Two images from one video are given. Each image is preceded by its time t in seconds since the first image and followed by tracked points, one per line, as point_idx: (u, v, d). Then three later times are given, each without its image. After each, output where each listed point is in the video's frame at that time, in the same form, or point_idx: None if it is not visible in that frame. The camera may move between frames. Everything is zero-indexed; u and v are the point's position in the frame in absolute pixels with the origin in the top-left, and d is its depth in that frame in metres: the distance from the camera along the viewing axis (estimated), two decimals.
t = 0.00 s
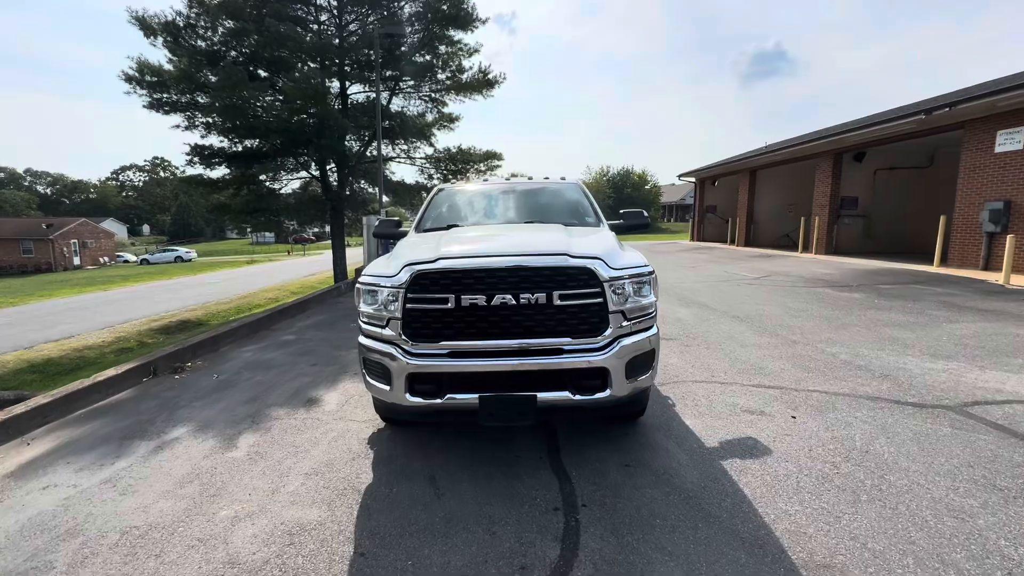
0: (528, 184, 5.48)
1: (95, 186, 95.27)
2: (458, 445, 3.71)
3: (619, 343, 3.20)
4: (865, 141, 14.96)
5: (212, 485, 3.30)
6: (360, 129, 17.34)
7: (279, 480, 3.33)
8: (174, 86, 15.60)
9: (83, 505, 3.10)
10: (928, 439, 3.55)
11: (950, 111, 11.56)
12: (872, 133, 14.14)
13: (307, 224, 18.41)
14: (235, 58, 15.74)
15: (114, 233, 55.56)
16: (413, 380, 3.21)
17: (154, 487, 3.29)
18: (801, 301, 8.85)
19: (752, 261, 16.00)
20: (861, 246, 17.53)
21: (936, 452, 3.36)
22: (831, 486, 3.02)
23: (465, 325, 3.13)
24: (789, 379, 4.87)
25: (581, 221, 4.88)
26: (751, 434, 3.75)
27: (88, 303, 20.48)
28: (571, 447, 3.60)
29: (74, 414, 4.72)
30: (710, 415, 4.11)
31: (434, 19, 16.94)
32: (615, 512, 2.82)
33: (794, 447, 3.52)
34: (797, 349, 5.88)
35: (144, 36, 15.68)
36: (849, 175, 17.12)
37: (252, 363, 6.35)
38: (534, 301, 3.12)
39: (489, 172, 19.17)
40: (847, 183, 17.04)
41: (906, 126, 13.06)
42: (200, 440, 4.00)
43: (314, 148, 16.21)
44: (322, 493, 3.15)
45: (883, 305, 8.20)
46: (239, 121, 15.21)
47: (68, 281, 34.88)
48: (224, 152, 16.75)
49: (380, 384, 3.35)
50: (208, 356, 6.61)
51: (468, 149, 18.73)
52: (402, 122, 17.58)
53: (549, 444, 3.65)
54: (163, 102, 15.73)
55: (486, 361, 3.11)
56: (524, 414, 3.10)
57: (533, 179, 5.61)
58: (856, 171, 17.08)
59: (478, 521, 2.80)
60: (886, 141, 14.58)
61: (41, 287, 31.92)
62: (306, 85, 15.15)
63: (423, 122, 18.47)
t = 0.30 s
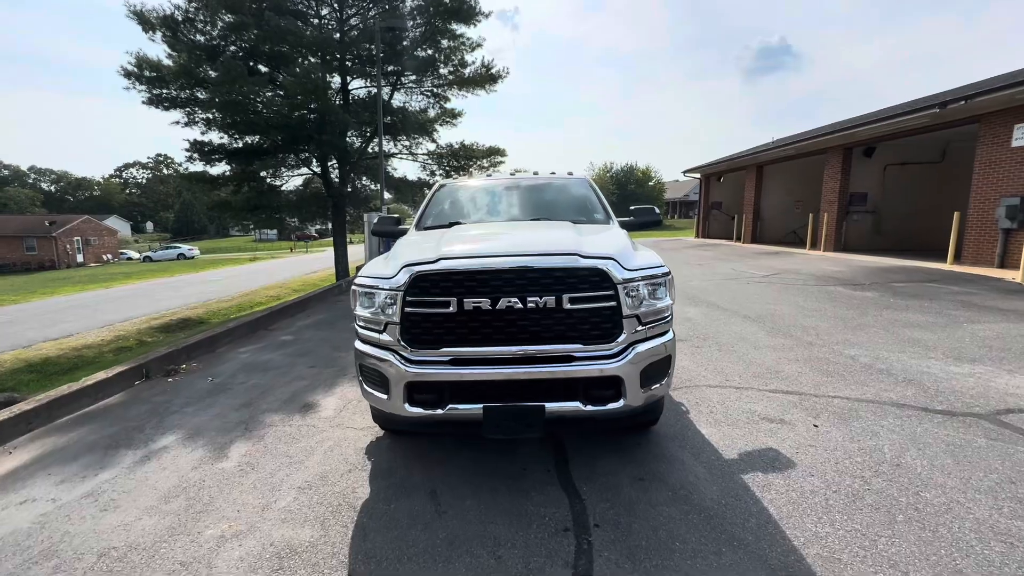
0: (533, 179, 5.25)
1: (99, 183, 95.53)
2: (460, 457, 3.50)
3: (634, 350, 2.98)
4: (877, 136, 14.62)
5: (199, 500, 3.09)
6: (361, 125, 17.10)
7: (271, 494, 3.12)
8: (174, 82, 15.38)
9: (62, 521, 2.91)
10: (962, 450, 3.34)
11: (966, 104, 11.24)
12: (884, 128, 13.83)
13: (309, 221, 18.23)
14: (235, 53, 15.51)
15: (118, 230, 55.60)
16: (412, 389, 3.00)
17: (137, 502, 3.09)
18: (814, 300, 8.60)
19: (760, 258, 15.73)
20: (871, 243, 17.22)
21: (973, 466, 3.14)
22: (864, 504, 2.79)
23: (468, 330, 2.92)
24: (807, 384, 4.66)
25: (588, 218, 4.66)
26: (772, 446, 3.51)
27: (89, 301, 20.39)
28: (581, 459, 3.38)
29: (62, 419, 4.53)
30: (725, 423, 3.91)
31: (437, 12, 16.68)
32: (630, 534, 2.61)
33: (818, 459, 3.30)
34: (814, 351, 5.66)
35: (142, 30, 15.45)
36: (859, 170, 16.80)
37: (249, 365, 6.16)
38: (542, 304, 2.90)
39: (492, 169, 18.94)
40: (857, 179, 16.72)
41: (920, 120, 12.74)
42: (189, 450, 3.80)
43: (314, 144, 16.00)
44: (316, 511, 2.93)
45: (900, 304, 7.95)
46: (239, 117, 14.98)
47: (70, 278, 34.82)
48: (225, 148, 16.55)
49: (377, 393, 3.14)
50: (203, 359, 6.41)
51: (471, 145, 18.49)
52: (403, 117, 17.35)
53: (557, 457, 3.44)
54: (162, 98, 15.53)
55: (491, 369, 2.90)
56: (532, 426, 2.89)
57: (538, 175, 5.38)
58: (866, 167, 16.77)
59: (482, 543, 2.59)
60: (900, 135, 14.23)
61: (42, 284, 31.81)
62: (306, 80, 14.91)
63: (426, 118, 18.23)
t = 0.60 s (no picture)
0: (535, 173, 5.04)
1: (100, 180, 95.41)
2: (458, 466, 3.31)
3: (644, 354, 2.79)
4: (886, 130, 14.36)
5: (181, 514, 2.90)
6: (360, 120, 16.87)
7: (258, 508, 2.93)
8: (170, 76, 15.15)
9: (33, 538, 2.73)
10: (992, 459, 3.15)
11: (978, 97, 10.97)
12: (893, 122, 13.56)
13: (308, 217, 18.03)
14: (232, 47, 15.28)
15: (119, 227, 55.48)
16: (407, 396, 2.80)
17: (114, 516, 2.90)
18: (823, 298, 8.38)
19: (765, 255, 15.49)
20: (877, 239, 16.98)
21: (1007, 478, 2.94)
22: (892, 521, 2.60)
23: (467, 333, 2.72)
24: (822, 387, 4.47)
25: (594, 213, 4.46)
26: (790, 455, 3.31)
27: (87, 298, 20.23)
28: (587, 469, 3.19)
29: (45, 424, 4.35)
30: (739, 429, 3.71)
31: (437, 5, 16.39)
32: (641, 554, 2.41)
33: (840, 470, 3.11)
34: (827, 351, 5.45)
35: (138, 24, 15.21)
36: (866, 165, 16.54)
37: (243, 366, 5.97)
38: (546, 306, 2.70)
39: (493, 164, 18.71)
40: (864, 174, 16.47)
41: (929, 114, 12.49)
42: (174, 457, 3.62)
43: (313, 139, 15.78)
44: (305, 527, 2.74)
45: (912, 302, 7.73)
46: (237, 112, 14.76)
47: (69, 275, 34.63)
48: (223, 144, 16.34)
49: (370, 399, 2.94)
50: (196, 359, 6.22)
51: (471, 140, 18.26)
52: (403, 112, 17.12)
53: (561, 467, 3.24)
54: (159, 93, 15.30)
55: (491, 375, 2.70)
56: (536, 436, 2.69)
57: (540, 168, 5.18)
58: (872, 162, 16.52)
59: (481, 563, 2.40)
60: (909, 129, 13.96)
61: (40, 282, 31.63)
62: (304, 74, 14.67)
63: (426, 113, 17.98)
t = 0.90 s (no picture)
0: (535, 166, 4.80)
1: (97, 176, 94.94)
2: (451, 481, 3.08)
3: (653, 362, 2.56)
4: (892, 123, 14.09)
5: (150, 535, 2.67)
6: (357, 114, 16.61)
7: (234, 528, 2.70)
8: (163, 69, 14.84)
9: None
10: None
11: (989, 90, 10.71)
12: (901, 115, 13.29)
13: (305, 213, 17.77)
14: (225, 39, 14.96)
15: (115, 223, 54.96)
16: (395, 408, 2.57)
17: (77, 538, 2.67)
18: (831, 295, 8.15)
19: (768, 251, 15.24)
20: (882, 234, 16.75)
21: None
22: (924, 545, 2.37)
23: (460, 340, 2.49)
24: (837, 391, 4.24)
25: (596, 208, 4.21)
26: (806, 467, 3.09)
27: (82, 295, 19.97)
28: (590, 484, 2.97)
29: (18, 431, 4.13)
30: (752, 438, 3.48)
31: None
32: None
33: (862, 484, 2.89)
34: (840, 353, 5.22)
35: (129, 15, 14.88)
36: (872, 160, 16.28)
37: (230, 368, 5.73)
38: (546, 310, 2.47)
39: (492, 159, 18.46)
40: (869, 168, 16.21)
41: (938, 107, 12.22)
42: (149, 470, 3.38)
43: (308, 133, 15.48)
44: (283, 551, 2.51)
45: (924, 300, 7.50)
46: (231, 105, 14.46)
47: (64, 272, 34.27)
48: (217, 138, 16.05)
49: (354, 411, 2.71)
50: (182, 362, 5.98)
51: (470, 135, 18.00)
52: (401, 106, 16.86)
53: (562, 482, 3.01)
54: (152, 86, 14.98)
55: (485, 385, 2.47)
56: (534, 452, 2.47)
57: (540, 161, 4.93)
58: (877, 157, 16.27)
59: None
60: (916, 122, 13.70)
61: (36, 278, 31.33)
62: (299, 66, 14.37)
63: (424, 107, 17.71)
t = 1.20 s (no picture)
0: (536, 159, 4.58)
1: (95, 172, 94.38)
2: (448, 496, 2.88)
3: (667, 371, 2.35)
4: (897, 117, 13.87)
5: (121, 559, 2.47)
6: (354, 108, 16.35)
7: (212, 550, 2.50)
8: (155, 63, 14.53)
9: None
10: None
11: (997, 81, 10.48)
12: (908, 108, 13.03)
13: (302, 209, 17.51)
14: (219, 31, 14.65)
15: (112, 220, 54.60)
16: (386, 421, 2.37)
17: (40, 564, 2.45)
18: (839, 293, 7.94)
19: (771, 247, 15.03)
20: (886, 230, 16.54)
21: None
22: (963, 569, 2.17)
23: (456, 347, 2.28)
24: (854, 395, 4.04)
25: (601, 203, 4.00)
26: (825, 479, 2.90)
27: (76, 293, 19.71)
28: (597, 501, 2.76)
29: None
30: (768, 447, 3.28)
31: None
32: None
33: (889, 499, 2.69)
34: (854, 353, 5.02)
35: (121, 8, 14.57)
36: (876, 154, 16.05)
37: (219, 370, 5.52)
38: (551, 314, 2.26)
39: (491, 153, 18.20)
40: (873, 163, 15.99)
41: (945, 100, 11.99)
42: (126, 483, 3.18)
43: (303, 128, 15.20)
44: None
45: (935, 297, 7.30)
46: (225, 99, 14.16)
47: (60, 269, 33.96)
48: (212, 133, 15.78)
49: (343, 423, 2.51)
50: (170, 364, 5.77)
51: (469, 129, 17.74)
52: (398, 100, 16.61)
53: (567, 498, 2.81)
54: (144, 79, 14.67)
55: (484, 396, 2.27)
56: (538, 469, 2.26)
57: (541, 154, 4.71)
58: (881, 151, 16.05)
59: None
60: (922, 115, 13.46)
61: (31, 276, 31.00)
62: (294, 59, 14.09)
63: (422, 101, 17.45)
